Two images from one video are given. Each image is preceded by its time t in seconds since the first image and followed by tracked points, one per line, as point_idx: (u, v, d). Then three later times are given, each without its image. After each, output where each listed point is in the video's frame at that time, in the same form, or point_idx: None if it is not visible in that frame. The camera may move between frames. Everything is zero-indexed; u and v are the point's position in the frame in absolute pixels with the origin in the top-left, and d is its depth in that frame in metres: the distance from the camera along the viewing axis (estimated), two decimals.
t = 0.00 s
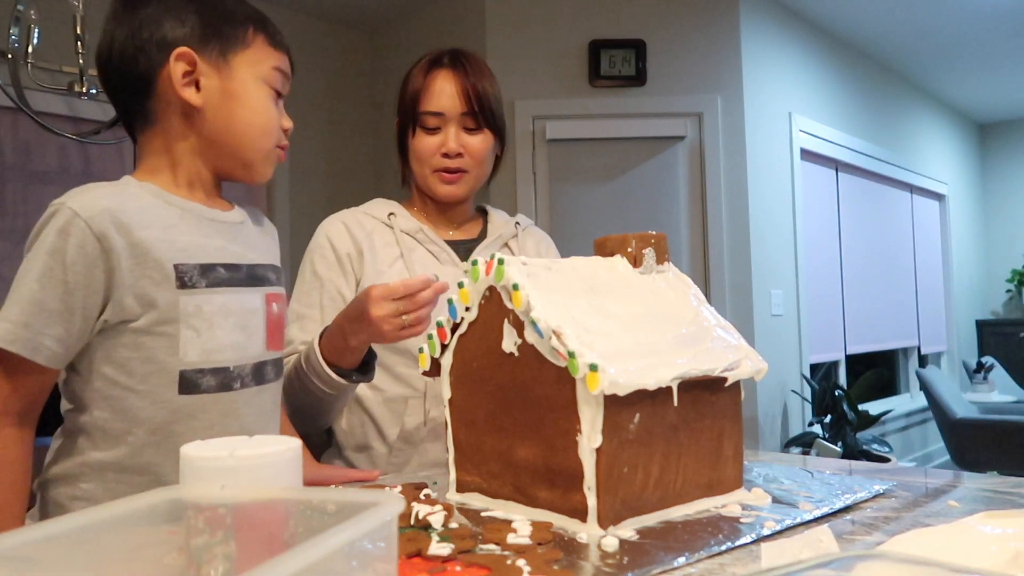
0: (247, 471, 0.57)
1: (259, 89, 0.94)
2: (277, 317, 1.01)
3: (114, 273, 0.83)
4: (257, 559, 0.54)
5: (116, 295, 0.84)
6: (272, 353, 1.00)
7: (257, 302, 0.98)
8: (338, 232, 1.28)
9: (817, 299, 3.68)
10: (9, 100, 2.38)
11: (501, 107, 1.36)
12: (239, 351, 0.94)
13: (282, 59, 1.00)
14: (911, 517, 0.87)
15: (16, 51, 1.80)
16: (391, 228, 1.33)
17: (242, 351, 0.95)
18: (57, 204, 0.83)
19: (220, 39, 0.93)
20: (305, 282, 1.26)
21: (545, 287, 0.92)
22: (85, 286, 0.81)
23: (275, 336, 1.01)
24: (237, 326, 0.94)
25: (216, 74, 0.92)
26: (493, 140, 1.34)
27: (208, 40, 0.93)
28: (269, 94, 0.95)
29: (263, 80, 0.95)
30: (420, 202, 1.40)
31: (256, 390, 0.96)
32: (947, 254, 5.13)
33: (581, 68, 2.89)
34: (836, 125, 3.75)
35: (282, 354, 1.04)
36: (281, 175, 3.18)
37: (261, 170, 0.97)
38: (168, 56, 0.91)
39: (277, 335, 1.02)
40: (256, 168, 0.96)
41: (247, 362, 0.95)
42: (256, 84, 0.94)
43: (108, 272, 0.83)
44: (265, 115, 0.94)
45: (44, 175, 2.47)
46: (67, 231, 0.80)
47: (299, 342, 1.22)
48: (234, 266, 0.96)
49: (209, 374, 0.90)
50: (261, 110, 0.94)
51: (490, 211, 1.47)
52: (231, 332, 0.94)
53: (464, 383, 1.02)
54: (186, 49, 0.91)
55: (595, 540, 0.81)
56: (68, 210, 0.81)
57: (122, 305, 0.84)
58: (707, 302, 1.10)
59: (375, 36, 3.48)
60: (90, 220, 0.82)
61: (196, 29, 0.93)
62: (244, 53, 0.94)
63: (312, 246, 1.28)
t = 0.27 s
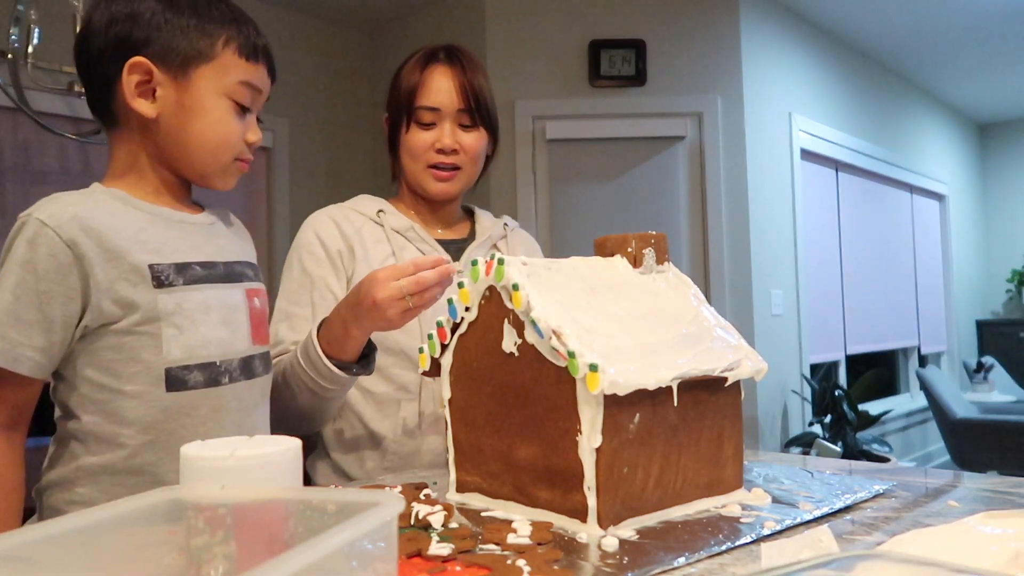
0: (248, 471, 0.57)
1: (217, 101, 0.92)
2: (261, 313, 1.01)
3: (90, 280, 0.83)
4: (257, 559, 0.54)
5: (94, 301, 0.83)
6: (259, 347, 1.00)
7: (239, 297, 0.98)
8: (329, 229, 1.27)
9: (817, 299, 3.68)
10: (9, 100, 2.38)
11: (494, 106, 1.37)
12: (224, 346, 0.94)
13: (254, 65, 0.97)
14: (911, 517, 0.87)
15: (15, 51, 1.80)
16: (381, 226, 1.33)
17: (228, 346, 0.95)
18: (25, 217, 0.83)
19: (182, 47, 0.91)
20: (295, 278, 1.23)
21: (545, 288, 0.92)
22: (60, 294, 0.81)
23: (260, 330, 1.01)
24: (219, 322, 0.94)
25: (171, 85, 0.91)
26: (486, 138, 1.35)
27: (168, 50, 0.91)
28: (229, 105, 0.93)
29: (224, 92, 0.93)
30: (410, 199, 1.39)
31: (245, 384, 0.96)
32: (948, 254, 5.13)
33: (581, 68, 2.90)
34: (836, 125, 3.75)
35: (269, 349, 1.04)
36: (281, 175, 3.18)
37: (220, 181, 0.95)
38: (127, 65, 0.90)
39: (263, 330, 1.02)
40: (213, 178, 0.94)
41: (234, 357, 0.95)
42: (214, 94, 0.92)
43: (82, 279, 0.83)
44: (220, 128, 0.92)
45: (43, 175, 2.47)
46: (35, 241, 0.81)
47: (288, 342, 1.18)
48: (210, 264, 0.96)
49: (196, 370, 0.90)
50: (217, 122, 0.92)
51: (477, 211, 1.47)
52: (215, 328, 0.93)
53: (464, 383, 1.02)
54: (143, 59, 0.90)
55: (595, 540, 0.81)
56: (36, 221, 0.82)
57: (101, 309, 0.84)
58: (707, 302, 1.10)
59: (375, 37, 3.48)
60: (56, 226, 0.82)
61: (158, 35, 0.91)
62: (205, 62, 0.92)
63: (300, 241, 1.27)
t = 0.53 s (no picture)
0: (248, 471, 0.57)
1: (220, 106, 0.92)
2: (256, 316, 1.02)
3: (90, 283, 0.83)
4: (257, 559, 0.54)
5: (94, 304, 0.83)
6: (257, 349, 1.01)
7: (235, 299, 0.99)
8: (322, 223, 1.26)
9: (817, 299, 3.68)
10: (9, 100, 2.38)
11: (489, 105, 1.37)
12: (224, 348, 0.95)
13: (255, 70, 0.97)
14: (911, 517, 0.87)
15: (15, 51, 1.80)
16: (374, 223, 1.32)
17: (228, 347, 0.95)
18: (24, 220, 0.82)
19: (184, 52, 0.91)
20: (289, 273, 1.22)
21: (545, 287, 0.92)
22: (60, 296, 0.80)
23: (257, 333, 1.02)
24: (218, 324, 0.95)
25: (174, 91, 0.91)
26: (481, 137, 1.35)
27: (168, 56, 0.91)
28: (232, 110, 0.93)
29: (225, 97, 0.93)
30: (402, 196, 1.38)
31: (246, 386, 0.96)
32: (948, 254, 5.13)
33: (581, 68, 2.90)
34: (836, 125, 3.75)
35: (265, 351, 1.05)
36: (281, 176, 3.18)
37: (221, 185, 0.95)
38: (129, 71, 0.90)
39: (259, 333, 1.02)
40: (215, 183, 0.94)
41: (235, 358, 0.95)
42: (217, 100, 0.92)
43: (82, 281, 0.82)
44: (223, 133, 0.92)
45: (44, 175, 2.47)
46: (35, 244, 0.80)
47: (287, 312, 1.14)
48: (206, 267, 0.97)
49: (197, 371, 0.90)
50: (219, 127, 0.92)
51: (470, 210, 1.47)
52: (213, 329, 0.94)
53: (464, 383, 1.02)
54: (146, 65, 0.90)
55: (595, 540, 0.81)
56: (35, 224, 0.81)
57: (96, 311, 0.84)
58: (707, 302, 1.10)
59: (375, 36, 3.48)
60: (56, 228, 0.82)
61: (160, 42, 0.91)
62: (208, 67, 0.92)
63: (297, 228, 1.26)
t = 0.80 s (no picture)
0: (247, 472, 0.57)
1: (217, 102, 0.92)
2: (255, 317, 1.01)
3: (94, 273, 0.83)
4: (257, 559, 0.54)
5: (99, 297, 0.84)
6: (255, 350, 1.00)
7: (235, 298, 0.99)
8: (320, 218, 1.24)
9: (817, 299, 3.68)
10: (9, 100, 2.38)
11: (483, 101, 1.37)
12: (224, 345, 0.94)
13: (250, 68, 0.97)
14: (911, 517, 0.87)
15: (15, 51, 1.79)
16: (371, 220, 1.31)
17: (227, 345, 0.95)
18: (30, 213, 0.83)
19: (178, 51, 0.92)
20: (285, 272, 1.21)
21: (544, 287, 0.92)
22: (65, 288, 0.81)
23: (257, 334, 1.01)
24: (219, 321, 0.95)
25: (172, 88, 0.91)
26: (476, 132, 1.34)
27: (166, 55, 0.91)
28: (229, 106, 0.93)
29: (223, 93, 0.93)
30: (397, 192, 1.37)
31: (243, 384, 0.96)
32: (948, 254, 5.13)
33: (581, 69, 2.90)
34: (836, 124, 3.75)
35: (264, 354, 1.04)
36: (281, 176, 3.17)
37: (222, 181, 0.95)
38: (125, 72, 0.90)
39: (258, 334, 1.01)
40: (215, 180, 0.94)
41: (233, 356, 0.95)
42: (214, 95, 0.92)
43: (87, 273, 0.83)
44: (222, 129, 0.92)
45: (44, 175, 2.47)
46: (42, 235, 0.81)
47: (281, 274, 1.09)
48: (208, 265, 0.97)
49: (195, 368, 0.91)
50: (218, 122, 0.92)
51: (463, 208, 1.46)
52: (213, 327, 0.94)
53: (464, 382, 1.02)
54: (142, 64, 0.90)
55: (595, 539, 0.81)
56: (43, 217, 0.82)
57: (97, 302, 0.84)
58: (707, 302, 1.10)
59: (375, 37, 3.48)
60: (59, 220, 0.82)
61: (156, 41, 0.91)
62: (203, 64, 0.92)
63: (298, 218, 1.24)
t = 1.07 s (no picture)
0: (247, 472, 0.57)
1: (194, 100, 0.91)
2: (255, 315, 1.01)
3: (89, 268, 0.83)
4: (257, 559, 0.54)
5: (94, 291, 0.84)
6: (254, 348, 1.00)
7: (233, 296, 0.99)
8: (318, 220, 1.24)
9: (817, 299, 3.68)
10: (9, 100, 2.38)
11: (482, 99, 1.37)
12: (220, 342, 0.94)
13: (236, 67, 0.95)
14: (911, 517, 0.87)
15: (15, 51, 1.79)
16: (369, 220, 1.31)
17: (223, 342, 0.95)
18: (28, 210, 0.84)
19: (157, 51, 0.92)
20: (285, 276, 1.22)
21: (544, 287, 0.92)
22: (60, 281, 0.81)
23: (256, 332, 1.00)
24: (215, 318, 0.95)
25: (150, 88, 0.91)
26: (475, 130, 1.35)
27: (144, 55, 0.91)
28: (208, 104, 0.92)
29: (203, 91, 0.92)
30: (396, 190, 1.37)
31: (240, 382, 0.96)
32: (948, 254, 5.13)
33: (581, 69, 2.90)
34: (836, 124, 3.75)
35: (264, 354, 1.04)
36: (281, 175, 3.17)
37: (206, 181, 0.94)
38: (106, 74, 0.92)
39: (258, 333, 1.01)
40: (198, 180, 0.93)
41: (229, 353, 0.95)
42: (192, 93, 0.91)
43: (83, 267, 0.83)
44: (200, 127, 0.91)
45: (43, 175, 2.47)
46: (39, 230, 0.81)
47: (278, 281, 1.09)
48: (204, 263, 0.97)
49: (191, 364, 0.90)
50: (195, 120, 0.91)
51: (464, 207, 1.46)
52: (210, 324, 0.94)
53: (464, 383, 1.02)
54: (121, 66, 0.91)
55: (595, 540, 0.81)
56: (40, 212, 0.82)
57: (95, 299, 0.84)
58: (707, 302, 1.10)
59: (375, 37, 3.48)
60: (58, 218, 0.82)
61: (135, 43, 0.92)
62: (181, 63, 0.91)
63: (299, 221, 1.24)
